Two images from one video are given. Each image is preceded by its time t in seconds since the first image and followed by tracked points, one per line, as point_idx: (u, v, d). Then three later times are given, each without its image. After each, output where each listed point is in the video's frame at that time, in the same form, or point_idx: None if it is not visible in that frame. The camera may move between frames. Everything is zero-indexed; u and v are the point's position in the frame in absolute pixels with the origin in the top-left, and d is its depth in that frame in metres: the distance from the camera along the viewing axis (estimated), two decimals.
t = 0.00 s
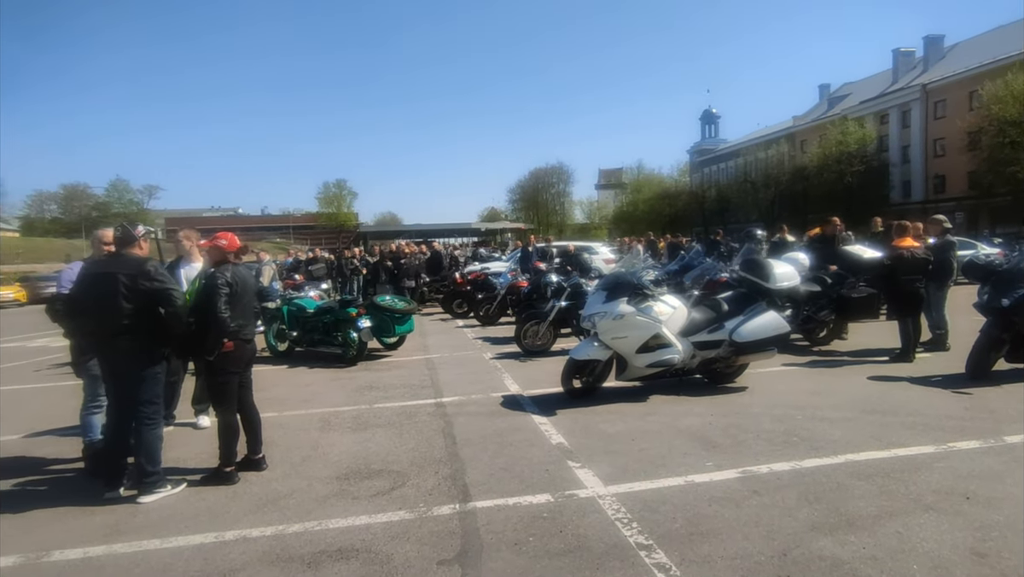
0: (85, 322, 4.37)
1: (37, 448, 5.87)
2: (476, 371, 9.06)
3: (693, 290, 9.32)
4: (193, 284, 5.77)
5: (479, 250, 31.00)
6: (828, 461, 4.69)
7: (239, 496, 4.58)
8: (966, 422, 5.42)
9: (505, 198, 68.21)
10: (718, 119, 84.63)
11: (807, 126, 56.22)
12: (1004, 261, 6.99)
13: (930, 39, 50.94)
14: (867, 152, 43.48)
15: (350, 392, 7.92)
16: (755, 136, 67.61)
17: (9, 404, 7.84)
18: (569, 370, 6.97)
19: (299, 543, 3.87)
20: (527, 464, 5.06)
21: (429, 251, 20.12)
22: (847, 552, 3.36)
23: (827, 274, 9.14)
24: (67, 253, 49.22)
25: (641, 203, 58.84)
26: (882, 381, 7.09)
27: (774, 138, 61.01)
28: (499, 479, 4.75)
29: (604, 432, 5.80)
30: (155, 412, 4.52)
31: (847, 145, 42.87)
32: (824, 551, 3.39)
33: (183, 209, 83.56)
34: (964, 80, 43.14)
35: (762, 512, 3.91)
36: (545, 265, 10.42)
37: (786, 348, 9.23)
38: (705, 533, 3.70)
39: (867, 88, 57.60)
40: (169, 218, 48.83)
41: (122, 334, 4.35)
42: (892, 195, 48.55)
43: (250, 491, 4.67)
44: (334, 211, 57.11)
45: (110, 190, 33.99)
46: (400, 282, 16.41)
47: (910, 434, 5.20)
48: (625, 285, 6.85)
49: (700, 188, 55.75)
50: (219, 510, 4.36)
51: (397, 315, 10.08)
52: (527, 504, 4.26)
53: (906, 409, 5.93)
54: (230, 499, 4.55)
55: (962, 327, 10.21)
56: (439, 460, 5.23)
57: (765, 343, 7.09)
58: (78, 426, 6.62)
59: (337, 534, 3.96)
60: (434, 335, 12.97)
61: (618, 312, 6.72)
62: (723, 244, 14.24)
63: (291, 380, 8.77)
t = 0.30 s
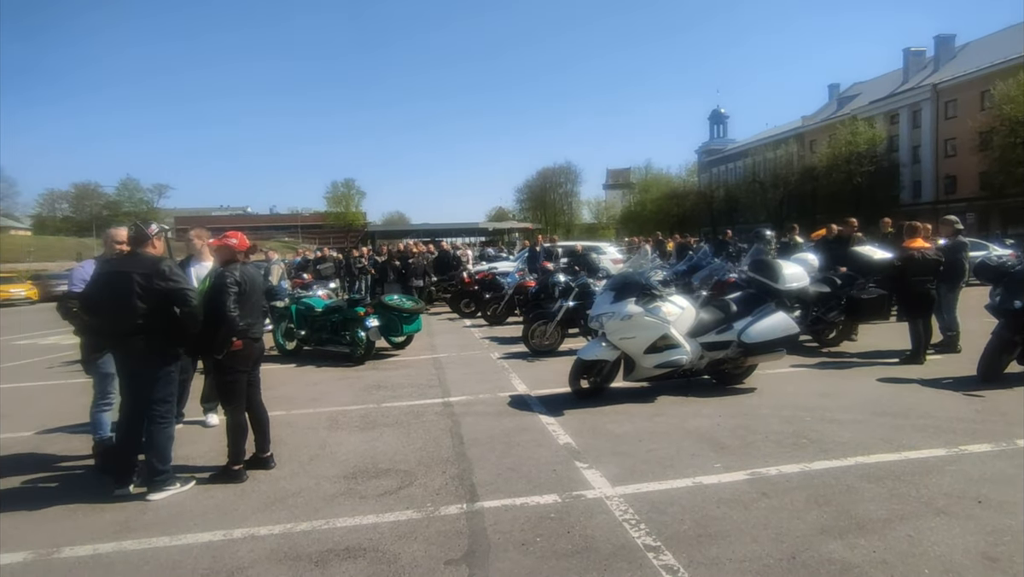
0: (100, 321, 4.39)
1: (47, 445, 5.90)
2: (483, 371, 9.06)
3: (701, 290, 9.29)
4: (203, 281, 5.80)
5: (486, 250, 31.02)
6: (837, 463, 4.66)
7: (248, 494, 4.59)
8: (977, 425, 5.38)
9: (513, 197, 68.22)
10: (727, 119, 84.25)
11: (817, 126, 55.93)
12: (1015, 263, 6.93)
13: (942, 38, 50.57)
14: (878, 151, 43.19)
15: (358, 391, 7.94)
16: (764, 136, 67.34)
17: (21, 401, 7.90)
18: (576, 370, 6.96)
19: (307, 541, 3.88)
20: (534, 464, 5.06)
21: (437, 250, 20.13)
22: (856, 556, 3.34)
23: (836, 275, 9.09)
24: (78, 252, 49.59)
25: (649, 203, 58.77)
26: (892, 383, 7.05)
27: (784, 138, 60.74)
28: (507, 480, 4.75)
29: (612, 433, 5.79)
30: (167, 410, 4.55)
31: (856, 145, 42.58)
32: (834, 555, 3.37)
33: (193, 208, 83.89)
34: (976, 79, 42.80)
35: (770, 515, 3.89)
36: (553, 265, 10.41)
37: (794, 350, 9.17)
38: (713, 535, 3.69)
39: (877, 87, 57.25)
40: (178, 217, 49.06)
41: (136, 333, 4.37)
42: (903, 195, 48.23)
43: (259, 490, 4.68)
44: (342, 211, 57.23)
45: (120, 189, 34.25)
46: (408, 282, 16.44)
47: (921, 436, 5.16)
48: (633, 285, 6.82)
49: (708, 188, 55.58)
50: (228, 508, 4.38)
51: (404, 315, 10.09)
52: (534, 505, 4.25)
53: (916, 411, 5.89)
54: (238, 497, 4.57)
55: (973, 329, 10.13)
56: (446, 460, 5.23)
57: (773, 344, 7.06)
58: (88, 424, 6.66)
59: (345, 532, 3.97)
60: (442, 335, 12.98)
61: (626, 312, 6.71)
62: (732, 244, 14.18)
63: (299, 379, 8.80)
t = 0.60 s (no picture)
0: (112, 321, 4.39)
1: (53, 444, 5.91)
2: (488, 372, 9.04)
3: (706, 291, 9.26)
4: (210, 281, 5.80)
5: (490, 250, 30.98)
6: (845, 466, 4.63)
7: (252, 493, 4.58)
8: (986, 428, 5.34)
9: (517, 197, 68.18)
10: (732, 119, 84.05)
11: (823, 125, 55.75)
12: None
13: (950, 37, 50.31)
14: (884, 151, 43.02)
15: (362, 391, 7.94)
16: (769, 136, 67.14)
17: (27, 399, 7.91)
18: (581, 370, 6.93)
19: (312, 541, 3.87)
20: (539, 464, 5.04)
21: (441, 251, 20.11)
22: (865, 560, 3.32)
23: (843, 276, 9.05)
24: (86, 253, 49.79)
25: (653, 203, 58.69)
26: (899, 385, 7.00)
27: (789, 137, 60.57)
28: (512, 480, 4.73)
29: (617, 434, 5.77)
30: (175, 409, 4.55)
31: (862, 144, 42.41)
32: (841, 559, 3.34)
33: (198, 208, 84.11)
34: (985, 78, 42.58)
35: (777, 517, 3.86)
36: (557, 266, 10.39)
37: (801, 351, 9.15)
38: (719, 537, 3.67)
39: (884, 87, 57.03)
40: (183, 217, 49.15)
41: (148, 333, 4.37)
42: (910, 195, 48.02)
43: (263, 489, 4.67)
44: (346, 211, 57.26)
45: (127, 190, 34.40)
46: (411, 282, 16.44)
47: (929, 439, 5.12)
48: (638, 286, 6.80)
49: (713, 189, 55.47)
50: (233, 507, 4.37)
51: (408, 315, 10.07)
52: (539, 506, 4.24)
53: (923, 414, 5.85)
54: (243, 496, 4.56)
55: (982, 331, 10.07)
56: (450, 460, 5.22)
57: (779, 345, 7.03)
58: (96, 421, 6.67)
59: (350, 533, 3.96)
60: (446, 335, 12.96)
61: (631, 313, 6.69)
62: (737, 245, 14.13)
63: (304, 378, 8.79)
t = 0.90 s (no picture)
0: (125, 319, 4.38)
1: (59, 441, 5.91)
2: (493, 372, 9.01)
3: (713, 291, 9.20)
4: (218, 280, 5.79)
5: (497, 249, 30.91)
6: (854, 469, 4.58)
7: (258, 492, 4.56)
8: (998, 432, 5.28)
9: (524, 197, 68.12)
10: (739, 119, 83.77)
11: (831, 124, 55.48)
12: None
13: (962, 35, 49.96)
14: (894, 150, 42.76)
15: (367, 391, 7.92)
16: (778, 135, 66.83)
17: (34, 397, 7.92)
18: (586, 371, 6.89)
19: (318, 540, 3.84)
20: (545, 465, 5.00)
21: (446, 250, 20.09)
22: (876, 564, 3.27)
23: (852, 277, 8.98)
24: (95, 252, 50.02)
25: (659, 203, 58.54)
26: (909, 387, 6.93)
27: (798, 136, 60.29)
28: (518, 481, 4.70)
29: (623, 434, 5.73)
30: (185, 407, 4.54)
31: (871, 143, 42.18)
32: (853, 563, 3.30)
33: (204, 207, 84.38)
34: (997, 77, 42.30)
35: (786, 520, 3.82)
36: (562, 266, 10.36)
37: (809, 352, 9.09)
38: (726, 539, 3.63)
39: (894, 85, 56.68)
40: (191, 216, 49.26)
41: (161, 332, 4.36)
42: (920, 194, 47.72)
43: (269, 488, 4.65)
44: (352, 211, 57.28)
45: (136, 189, 34.52)
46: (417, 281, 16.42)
47: (941, 442, 5.06)
48: (644, 286, 6.76)
49: (720, 188, 55.27)
50: (239, 506, 4.35)
51: (414, 314, 10.04)
52: (545, 507, 4.20)
53: (934, 416, 5.79)
54: (249, 495, 4.54)
55: (993, 333, 9.97)
56: (456, 460, 5.19)
57: (787, 346, 6.97)
58: (104, 419, 6.67)
59: (356, 532, 3.93)
60: (451, 334, 12.94)
61: (637, 313, 6.65)
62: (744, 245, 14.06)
63: (310, 377, 8.78)
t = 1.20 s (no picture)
0: (141, 318, 4.40)
1: (74, 439, 5.96)
2: (505, 373, 8.98)
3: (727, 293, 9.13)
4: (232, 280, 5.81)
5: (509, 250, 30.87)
6: (870, 473, 4.52)
7: (270, 491, 4.57)
8: (1018, 437, 5.19)
9: (536, 198, 68.06)
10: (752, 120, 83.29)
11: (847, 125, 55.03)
12: None
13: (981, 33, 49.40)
14: (911, 150, 42.32)
15: (379, 391, 7.94)
16: (793, 136, 66.35)
17: (49, 395, 7.99)
18: (598, 372, 6.86)
19: (329, 539, 3.84)
20: (556, 466, 4.98)
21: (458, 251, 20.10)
22: (893, 570, 3.23)
23: (869, 278, 8.88)
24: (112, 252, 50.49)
25: (673, 204, 58.25)
26: (926, 391, 6.85)
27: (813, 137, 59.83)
28: (529, 482, 4.67)
29: (635, 436, 5.69)
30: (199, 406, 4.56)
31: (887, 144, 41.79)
32: (869, 569, 3.26)
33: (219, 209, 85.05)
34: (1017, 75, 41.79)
35: (801, 524, 3.77)
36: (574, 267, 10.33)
37: (824, 354, 9.00)
38: (740, 543, 3.59)
39: (912, 84, 56.09)
40: (206, 217, 49.61)
41: (176, 332, 4.38)
42: (937, 195, 47.18)
43: (281, 487, 4.66)
44: (364, 212, 57.43)
45: (152, 191, 34.81)
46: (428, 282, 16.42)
47: (959, 447, 4.99)
48: (657, 288, 6.73)
49: (734, 190, 54.94)
50: (252, 504, 4.35)
51: (426, 315, 10.03)
52: (556, 508, 4.18)
53: (951, 421, 5.71)
54: (260, 494, 4.54)
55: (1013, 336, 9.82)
56: (467, 461, 5.17)
57: (802, 349, 6.90)
58: (119, 417, 6.72)
59: (368, 532, 3.92)
60: (463, 336, 12.93)
61: (650, 315, 6.62)
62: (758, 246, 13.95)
63: (322, 378, 8.80)
